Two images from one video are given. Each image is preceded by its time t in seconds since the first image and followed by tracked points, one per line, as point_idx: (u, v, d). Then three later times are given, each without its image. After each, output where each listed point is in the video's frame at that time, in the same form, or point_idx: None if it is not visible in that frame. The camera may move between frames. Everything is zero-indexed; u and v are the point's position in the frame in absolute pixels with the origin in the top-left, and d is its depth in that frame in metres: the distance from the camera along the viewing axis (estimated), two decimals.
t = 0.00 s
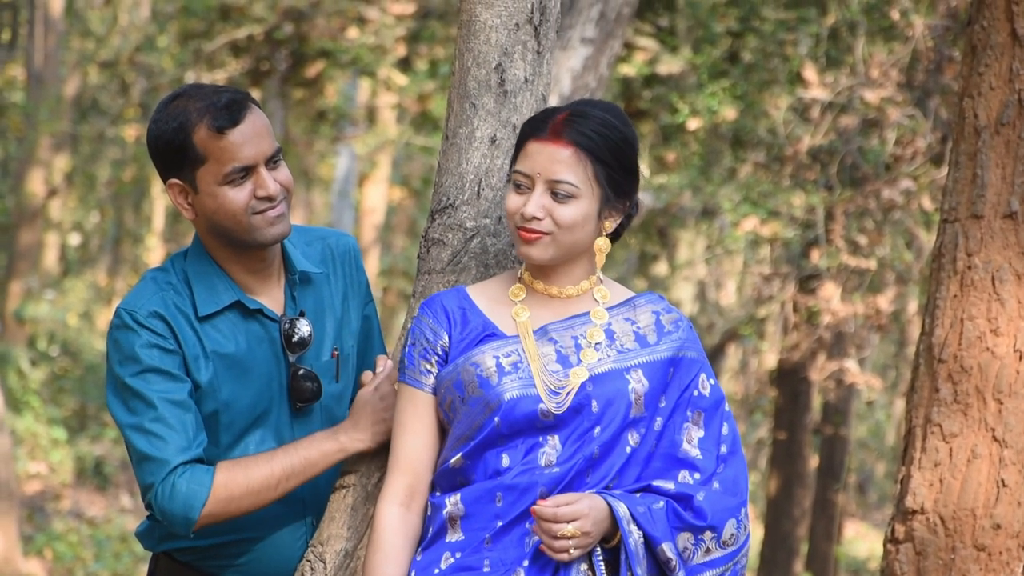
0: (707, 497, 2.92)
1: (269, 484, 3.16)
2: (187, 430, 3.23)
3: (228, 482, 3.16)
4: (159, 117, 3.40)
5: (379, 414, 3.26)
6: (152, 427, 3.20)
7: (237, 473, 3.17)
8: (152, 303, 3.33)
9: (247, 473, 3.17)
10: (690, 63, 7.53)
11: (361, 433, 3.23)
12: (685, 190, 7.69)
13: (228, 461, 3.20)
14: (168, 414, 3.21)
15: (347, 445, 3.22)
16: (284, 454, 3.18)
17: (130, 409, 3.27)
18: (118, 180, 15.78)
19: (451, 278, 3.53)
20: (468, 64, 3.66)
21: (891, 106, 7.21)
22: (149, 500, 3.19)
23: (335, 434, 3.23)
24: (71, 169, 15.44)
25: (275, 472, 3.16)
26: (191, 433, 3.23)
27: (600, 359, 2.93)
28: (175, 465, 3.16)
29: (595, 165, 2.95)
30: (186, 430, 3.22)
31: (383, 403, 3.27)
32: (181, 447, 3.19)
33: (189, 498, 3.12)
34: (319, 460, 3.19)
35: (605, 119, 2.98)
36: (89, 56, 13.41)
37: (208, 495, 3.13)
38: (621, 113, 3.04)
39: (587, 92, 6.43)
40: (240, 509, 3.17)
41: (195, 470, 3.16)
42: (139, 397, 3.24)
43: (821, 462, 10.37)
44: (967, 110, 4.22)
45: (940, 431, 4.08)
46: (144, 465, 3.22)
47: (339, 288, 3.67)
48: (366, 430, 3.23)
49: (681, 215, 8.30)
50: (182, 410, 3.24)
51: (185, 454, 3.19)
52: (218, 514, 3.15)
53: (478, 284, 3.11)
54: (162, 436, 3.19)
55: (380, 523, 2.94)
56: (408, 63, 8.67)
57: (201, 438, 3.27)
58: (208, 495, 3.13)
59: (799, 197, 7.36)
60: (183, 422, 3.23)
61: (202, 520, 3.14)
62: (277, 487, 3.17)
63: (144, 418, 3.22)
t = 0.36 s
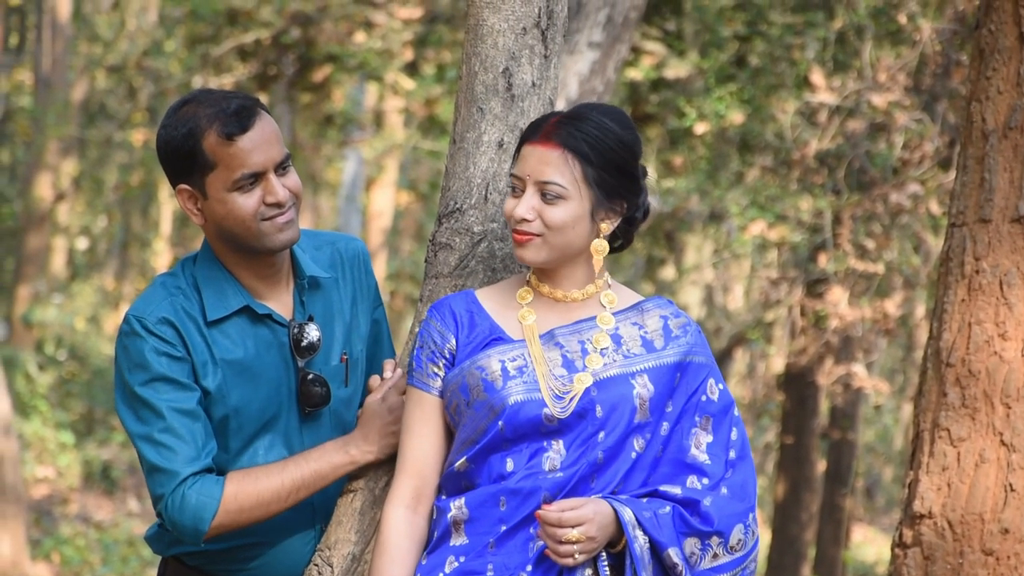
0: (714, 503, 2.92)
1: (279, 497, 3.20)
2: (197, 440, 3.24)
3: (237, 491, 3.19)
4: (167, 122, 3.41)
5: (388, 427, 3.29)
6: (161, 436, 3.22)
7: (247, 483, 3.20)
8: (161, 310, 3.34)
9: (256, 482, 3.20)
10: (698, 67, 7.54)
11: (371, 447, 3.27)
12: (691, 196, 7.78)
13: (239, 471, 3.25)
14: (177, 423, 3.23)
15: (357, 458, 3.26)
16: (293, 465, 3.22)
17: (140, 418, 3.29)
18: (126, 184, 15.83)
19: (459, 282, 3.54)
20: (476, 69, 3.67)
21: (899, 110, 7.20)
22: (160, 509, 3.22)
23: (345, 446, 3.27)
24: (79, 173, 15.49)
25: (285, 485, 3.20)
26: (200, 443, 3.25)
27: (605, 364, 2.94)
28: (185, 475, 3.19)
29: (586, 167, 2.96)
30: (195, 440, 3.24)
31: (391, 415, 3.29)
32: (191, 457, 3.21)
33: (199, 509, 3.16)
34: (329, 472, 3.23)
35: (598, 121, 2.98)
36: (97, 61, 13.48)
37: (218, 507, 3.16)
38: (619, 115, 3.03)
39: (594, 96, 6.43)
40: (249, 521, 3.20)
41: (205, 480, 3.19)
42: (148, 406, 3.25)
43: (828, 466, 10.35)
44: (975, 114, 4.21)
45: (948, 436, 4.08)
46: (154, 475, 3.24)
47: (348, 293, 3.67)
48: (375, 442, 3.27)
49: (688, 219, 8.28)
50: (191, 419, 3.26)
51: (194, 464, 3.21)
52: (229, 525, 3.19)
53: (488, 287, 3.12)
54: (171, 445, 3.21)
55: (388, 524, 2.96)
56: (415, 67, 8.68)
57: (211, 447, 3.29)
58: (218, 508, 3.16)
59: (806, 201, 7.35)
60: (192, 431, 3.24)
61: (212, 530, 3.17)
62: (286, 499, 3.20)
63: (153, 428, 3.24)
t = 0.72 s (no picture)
0: (718, 508, 2.93)
1: (286, 501, 3.21)
2: (205, 444, 3.26)
3: (245, 496, 3.20)
4: (174, 128, 3.42)
5: (395, 431, 3.30)
6: (169, 440, 3.24)
7: (254, 487, 3.22)
8: (170, 313, 3.35)
9: (263, 486, 3.22)
10: (704, 70, 7.53)
11: (377, 451, 3.28)
12: (698, 199, 7.75)
13: (246, 475, 3.26)
14: (185, 427, 3.24)
15: (364, 462, 3.27)
16: (300, 470, 3.22)
17: (148, 422, 3.31)
18: (132, 188, 15.86)
19: (465, 286, 3.56)
20: (482, 72, 3.68)
21: (905, 113, 7.20)
22: (167, 514, 3.23)
23: (352, 450, 3.28)
24: (85, 177, 15.53)
25: (292, 489, 3.20)
26: (207, 447, 3.26)
27: (610, 369, 2.96)
28: (192, 479, 3.20)
29: (578, 171, 2.96)
30: (202, 445, 3.26)
31: (397, 418, 3.31)
32: (199, 462, 3.23)
33: (207, 514, 3.17)
34: (336, 477, 3.24)
35: (591, 125, 2.98)
36: (104, 65, 13.51)
37: (225, 512, 3.17)
38: (614, 116, 3.02)
39: (600, 100, 6.42)
40: (257, 525, 3.21)
41: (212, 485, 3.20)
42: (156, 410, 3.27)
43: (835, 470, 10.33)
44: (981, 117, 4.20)
45: (955, 439, 4.08)
46: (161, 479, 3.26)
47: (355, 298, 3.68)
48: (382, 446, 3.29)
49: (695, 222, 8.26)
50: (199, 423, 3.27)
51: (201, 468, 3.23)
52: (235, 530, 3.20)
53: (497, 290, 3.17)
54: (178, 449, 3.23)
55: (395, 525, 3.03)
56: (421, 71, 8.70)
57: (219, 451, 3.30)
58: (225, 512, 3.17)
59: (813, 204, 7.34)
60: (199, 436, 3.26)
61: (220, 534, 3.18)
62: (294, 503, 3.21)
63: (161, 432, 3.25)
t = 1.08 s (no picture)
0: (718, 512, 2.93)
1: (295, 507, 3.21)
2: (214, 451, 3.27)
3: (254, 503, 3.21)
4: (183, 134, 3.43)
5: (401, 435, 3.31)
6: (178, 448, 3.24)
7: (263, 494, 3.22)
8: (179, 320, 3.36)
9: (272, 493, 3.22)
10: (711, 74, 7.55)
11: (384, 455, 3.28)
12: (705, 203, 7.78)
13: (255, 482, 3.26)
14: (194, 435, 3.25)
15: (371, 466, 3.27)
16: (308, 476, 3.23)
17: (157, 429, 3.31)
18: (139, 192, 15.90)
19: (472, 290, 3.57)
20: (489, 76, 3.68)
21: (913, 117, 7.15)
22: (176, 522, 3.25)
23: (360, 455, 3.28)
24: (92, 181, 15.56)
25: (300, 495, 3.20)
26: (216, 454, 3.27)
27: (614, 374, 2.98)
28: (201, 488, 3.20)
29: (576, 180, 2.97)
30: (211, 452, 3.27)
31: (404, 423, 3.32)
32: (208, 469, 3.24)
33: (216, 522, 3.18)
34: (344, 482, 3.23)
35: (592, 135, 2.99)
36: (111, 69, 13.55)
37: (234, 520, 3.18)
38: (617, 128, 3.02)
39: (608, 104, 6.41)
40: (266, 532, 3.22)
41: (221, 493, 3.21)
42: (166, 418, 3.28)
43: (842, 474, 10.30)
44: (989, 121, 4.19)
45: (963, 443, 4.07)
46: (170, 487, 3.27)
47: (363, 302, 3.69)
48: (389, 451, 3.29)
49: (701, 226, 8.26)
50: (208, 431, 3.28)
51: (210, 476, 3.23)
52: (244, 537, 3.21)
53: (506, 293, 3.19)
54: (187, 457, 3.24)
55: (402, 529, 3.03)
56: (428, 75, 8.71)
57: (228, 458, 3.30)
58: (234, 520, 3.18)
59: (820, 208, 7.32)
60: (208, 443, 3.27)
61: (229, 542, 3.20)
62: (303, 510, 3.21)
63: (171, 440, 3.26)
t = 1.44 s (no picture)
0: (718, 512, 2.92)
1: (304, 515, 3.23)
2: (224, 461, 3.28)
3: (264, 513, 3.23)
4: (189, 144, 3.43)
5: (408, 440, 3.32)
6: (188, 458, 3.26)
7: (272, 503, 3.24)
8: (188, 328, 3.36)
9: (281, 501, 3.24)
10: (718, 78, 7.55)
11: (391, 459, 3.30)
12: (713, 206, 7.78)
13: (264, 491, 3.28)
14: (204, 444, 3.26)
15: (379, 471, 3.29)
16: (316, 483, 3.25)
17: (167, 438, 3.32)
18: (146, 196, 15.93)
19: (479, 292, 3.58)
20: (496, 80, 3.69)
21: (919, 120, 7.12)
22: (186, 532, 3.26)
23: (367, 461, 3.30)
24: (99, 185, 15.60)
25: (309, 502, 3.23)
26: (226, 464, 3.28)
27: (618, 378, 3.00)
28: (211, 498, 3.22)
29: (577, 187, 2.98)
30: (221, 462, 3.28)
31: (412, 427, 3.32)
32: (217, 479, 3.25)
33: (226, 532, 3.20)
34: (352, 488, 3.26)
35: (596, 143, 3.00)
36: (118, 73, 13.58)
37: (243, 530, 3.20)
38: (621, 137, 3.03)
39: (615, 107, 6.40)
40: (276, 540, 3.24)
41: (231, 503, 3.22)
42: (175, 428, 3.29)
43: (849, 478, 10.28)
44: (996, 124, 4.17)
45: (970, 446, 4.07)
46: (180, 497, 3.28)
47: (372, 306, 3.70)
48: (396, 455, 3.30)
49: (709, 229, 8.26)
50: (218, 440, 3.29)
51: (220, 486, 3.24)
52: (253, 547, 3.22)
53: (515, 295, 3.22)
54: (197, 467, 3.25)
55: (409, 528, 3.09)
56: (435, 79, 8.72)
57: (237, 467, 3.31)
58: (243, 530, 3.20)
59: (827, 212, 7.30)
60: (218, 453, 3.28)
61: (239, 551, 3.22)
62: (312, 516, 3.24)
63: (180, 450, 3.27)
